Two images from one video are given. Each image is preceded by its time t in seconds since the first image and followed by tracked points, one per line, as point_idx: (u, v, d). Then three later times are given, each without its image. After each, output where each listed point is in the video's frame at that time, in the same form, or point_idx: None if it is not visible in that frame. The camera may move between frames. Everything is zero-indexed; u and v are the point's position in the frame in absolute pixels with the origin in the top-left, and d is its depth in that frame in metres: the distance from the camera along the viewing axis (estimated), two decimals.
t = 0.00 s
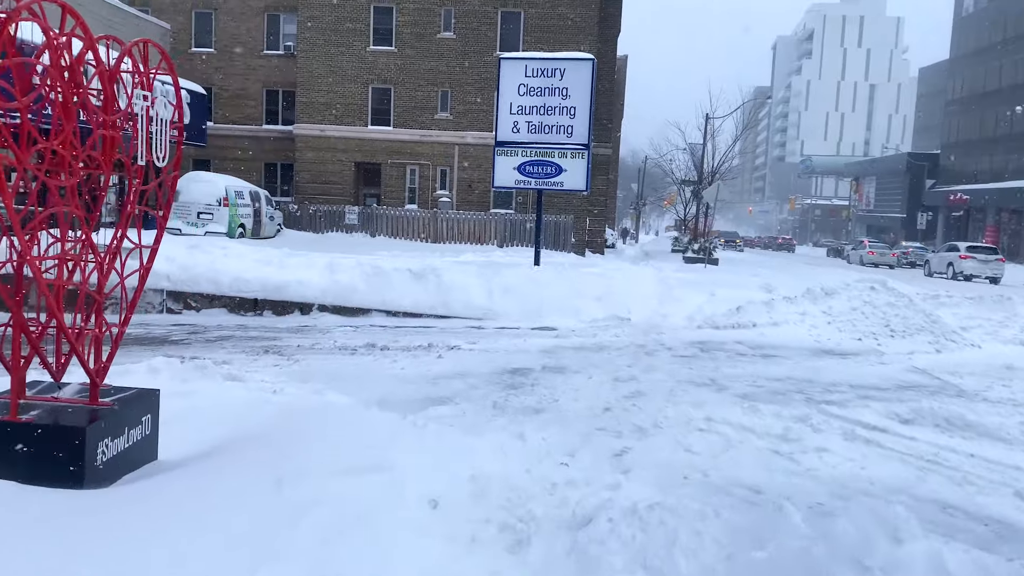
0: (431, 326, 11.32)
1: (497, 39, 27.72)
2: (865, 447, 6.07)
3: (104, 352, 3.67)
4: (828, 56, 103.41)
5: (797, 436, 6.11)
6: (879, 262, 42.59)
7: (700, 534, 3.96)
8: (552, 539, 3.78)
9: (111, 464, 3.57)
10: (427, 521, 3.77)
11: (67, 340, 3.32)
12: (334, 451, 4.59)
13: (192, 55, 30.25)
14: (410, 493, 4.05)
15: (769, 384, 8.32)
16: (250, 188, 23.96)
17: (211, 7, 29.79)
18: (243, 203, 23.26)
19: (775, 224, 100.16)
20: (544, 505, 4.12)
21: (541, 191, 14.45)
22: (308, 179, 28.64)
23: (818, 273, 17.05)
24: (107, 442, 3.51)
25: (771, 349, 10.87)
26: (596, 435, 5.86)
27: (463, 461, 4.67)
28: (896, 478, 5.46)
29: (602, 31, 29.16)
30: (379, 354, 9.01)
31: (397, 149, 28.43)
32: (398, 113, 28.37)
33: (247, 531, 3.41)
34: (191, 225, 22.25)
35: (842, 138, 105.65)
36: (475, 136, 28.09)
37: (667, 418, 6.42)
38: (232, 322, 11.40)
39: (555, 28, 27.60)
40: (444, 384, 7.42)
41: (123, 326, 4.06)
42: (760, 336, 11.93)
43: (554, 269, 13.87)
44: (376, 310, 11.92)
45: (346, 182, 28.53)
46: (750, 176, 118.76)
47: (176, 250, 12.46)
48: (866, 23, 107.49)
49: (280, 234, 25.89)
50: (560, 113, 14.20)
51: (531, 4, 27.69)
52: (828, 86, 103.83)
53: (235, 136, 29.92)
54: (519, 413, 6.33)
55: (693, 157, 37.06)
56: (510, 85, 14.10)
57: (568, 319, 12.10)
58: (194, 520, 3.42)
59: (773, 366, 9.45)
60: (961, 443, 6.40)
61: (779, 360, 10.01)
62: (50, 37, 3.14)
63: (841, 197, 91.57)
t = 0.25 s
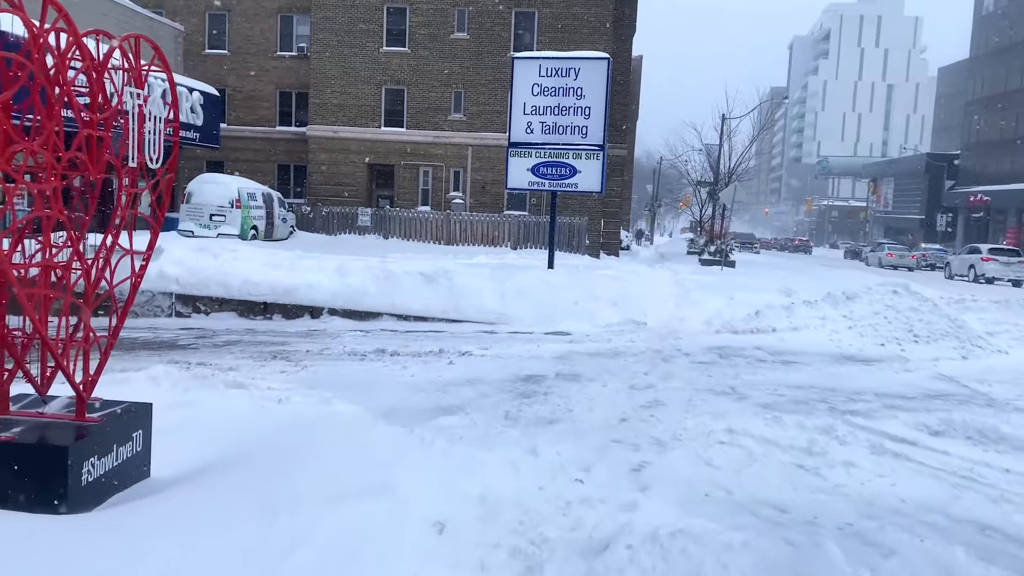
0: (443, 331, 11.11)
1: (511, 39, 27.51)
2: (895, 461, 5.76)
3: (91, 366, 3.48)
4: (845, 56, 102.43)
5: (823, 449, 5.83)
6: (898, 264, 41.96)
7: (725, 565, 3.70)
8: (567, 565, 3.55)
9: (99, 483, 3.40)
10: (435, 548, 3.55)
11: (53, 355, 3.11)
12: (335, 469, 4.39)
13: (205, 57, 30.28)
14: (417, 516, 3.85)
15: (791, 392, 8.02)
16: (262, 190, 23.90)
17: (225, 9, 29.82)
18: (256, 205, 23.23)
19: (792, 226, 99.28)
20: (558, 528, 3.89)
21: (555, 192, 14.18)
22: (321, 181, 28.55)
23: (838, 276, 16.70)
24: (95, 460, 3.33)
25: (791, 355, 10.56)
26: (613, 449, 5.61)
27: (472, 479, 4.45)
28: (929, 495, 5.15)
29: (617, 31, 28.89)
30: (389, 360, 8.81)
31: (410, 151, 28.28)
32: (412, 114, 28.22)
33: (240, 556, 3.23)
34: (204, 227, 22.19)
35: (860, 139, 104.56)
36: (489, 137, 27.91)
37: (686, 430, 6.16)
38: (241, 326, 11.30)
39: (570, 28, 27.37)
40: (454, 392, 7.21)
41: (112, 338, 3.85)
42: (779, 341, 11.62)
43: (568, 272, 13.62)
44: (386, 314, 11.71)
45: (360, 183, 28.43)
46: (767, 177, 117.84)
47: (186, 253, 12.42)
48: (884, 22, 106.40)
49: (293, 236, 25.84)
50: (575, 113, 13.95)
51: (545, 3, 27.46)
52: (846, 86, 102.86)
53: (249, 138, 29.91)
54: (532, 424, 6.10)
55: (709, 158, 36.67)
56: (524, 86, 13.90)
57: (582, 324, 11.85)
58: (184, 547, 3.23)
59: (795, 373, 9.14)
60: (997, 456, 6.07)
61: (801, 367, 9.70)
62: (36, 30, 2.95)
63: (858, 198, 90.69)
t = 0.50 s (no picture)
0: (450, 335, 10.92)
1: (522, 40, 27.31)
2: (919, 475, 5.49)
3: (69, 377, 3.30)
4: (859, 56, 101.62)
5: (844, 462, 5.56)
6: (914, 266, 41.40)
7: None
8: None
9: (77, 504, 3.22)
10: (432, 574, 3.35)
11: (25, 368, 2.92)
12: (330, 487, 4.20)
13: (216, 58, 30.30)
14: (414, 540, 3.65)
15: (809, 401, 7.75)
16: (272, 192, 23.83)
17: (236, 11, 29.83)
18: (265, 207, 23.17)
19: (805, 227, 98.50)
20: (563, 552, 3.67)
21: (566, 194, 13.94)
22: (331, 182, 28.46)
23: (854, 279, 16.37)
24: (72, 480, 3.15)
25: (808, 361, 10.28)
26: (622, 462, 5.38)
27: (474, 498, 4.24)
28: (956, 513, 4.88)
29: (629, 32, 28.65)
30: (395, 366, 8.63)
31: (420, 152, 28.14)
32: (422, 116, 28.07)
33: None
34: (214, 229, 22.15)
35: (875, 139, 103.62)
36: (499, 138, 27.73)
37: (699, 442, 5.92)
38: (246, 330, 11.25)
39: (582, 28, 27.14)
40: (460, 400, 7.00)
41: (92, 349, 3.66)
42: (795, 347, 11.34)
43: (578, 275, 13.40)
44: (394, 318, 11.54)
45: (370, 185, 28.32)
46: (780, 178, 117.04)
47: (192, 256, 12.37)
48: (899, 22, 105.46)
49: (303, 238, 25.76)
50: (585, 114, 13.72)
51: (556, 3, 27.24)
52: (860, 86, 101.99)
53: (259, 140, 29.89)
54: (539, 435, 5.88)
55: (722, 159, 36.31)
56: (534, 86, 13.71)
57: (593, 328, 11.62)
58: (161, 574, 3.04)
59: (812, 381, 8.86)
60: None
61: (818, 373, 9.43)
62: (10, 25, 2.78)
63: (873, 199, 89.81)
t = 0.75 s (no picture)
0: (453, 340, 10.71)
1: (530, 40, 27.07)
2: (939, 490, 5.21)
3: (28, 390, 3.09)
4: (870, 56, 100.88)
5: (860, 477, 5.29)
6: (926, 268, 40.90)
7: None
8: None
9: (32, 532, 3.05)
10: None
11: None
12: (304, 512, 4.02)
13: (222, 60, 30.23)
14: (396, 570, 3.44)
15: (822, 410, 7.47)
16: (278, 193, 23.67)
17: (242, 11, 29.75)
18: (270, 208, 22.96)
19: (816, 229, 97.83)
20: None
21: (572, 196, 13.68)
22: (337, 184, 28.30)
23: (867, 282, 16.05)
24: (27, 505, 2.98)
25: (821, 367, 9.97)
26: (626, 477, 5.13)
27: (466, 521, 4.02)
28: (980, 532, 4.60)
29: (637, 31, 28.37)
30: (394, 372, 8.41)
31: (427, 153, 27.93)
32: (429, 117, 27.88)
33: None
34: (218, 231, 22.18)
35: (886, 140, 102.82)
36: (506, 139, 27.50)
37: (707, 455, 5.67)
38: (245, 334, 11.07)
39: (589, 27, 26.89)
40: (459, 409, 6.77)
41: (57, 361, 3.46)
42: (807, 352, 11.04)
43: (584, 278, 13.13)
44: (396, 322, 11.33)
45: (376, 187, 28.15)
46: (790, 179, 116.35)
47: (191, 259, 12.23)
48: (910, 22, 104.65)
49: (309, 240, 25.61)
50: (592, 114, 13.47)
51: (564, 3, 27.00)
52: (871, 86, 101.25)
53: (265, 141, 29.78)
54: (540, 447, 5.64)
55: (731, 159, 35.95)
56: (539, 85, 13.48)
57: (599, 332, 11.36)
58: None
59: (824, 388, 8.58)
60: None
61: (831, 380, 9.13)
62: None
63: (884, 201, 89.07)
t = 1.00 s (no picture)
0: (455, 344, 10.53)
1: (533, 40, 26.88)
2: (958, 503, 5.00)
3: None
4: (875, 56, 100.48)
5: (875, 490, 5.09)
6: (933, 269, 40.55)
7: None
8: None
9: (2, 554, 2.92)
10: None
11: None
12: (285, 537, 3.89)
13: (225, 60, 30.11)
14: None
15: (833, 416, 7.26)
16: (280, 195, 23.45)
17: (245, 12, 29.65)
18: (272, 210, 22.82)
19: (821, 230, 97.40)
20: None
21: (576, 197, 13.48)
22: (340, 185, 28.14)
23: (875, 285, 15.81)
24: None
25: (831, 372, 9.75)
26: (631, 490, 4.94)
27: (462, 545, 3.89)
28: (1002, 549, 4.39)
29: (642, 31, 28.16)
30: (394, 377, 8.23)
31: (430, 154, 27.76)
32: (432, 117, 27.72)
33: None
34: (220, 232, 22.07)
35: (892, 141, 102.37)
36: (510, 139, 27.32)
37: (715, 466, 5.47)
38: (244, 338, 10.92)
39: (594, 27, 26.70)
40: (459, 417, 6.59)
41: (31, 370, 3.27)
42: (816, 356, 10.82)
43: (588, 280, 12.94)
44: (396, 325, 11.15)
45: (379, 188, 28.00)
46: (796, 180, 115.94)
47: (190, 261, 12.09)
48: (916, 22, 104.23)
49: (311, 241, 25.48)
50: (596, 114, 13.27)
51: (568, 2, 26.81)
52: (877, 87, 100.84)
53: (268, 142, 29.66)
54: (542, 457, 5.46)
55: (737, 160, 35.70)
56: (543, 85, 13.31)
57: (604, 336, 11.16)
58: None
59: (835, 394, 8.37)
60: None
61: (840, 385, 8.91)
62: None
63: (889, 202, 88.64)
